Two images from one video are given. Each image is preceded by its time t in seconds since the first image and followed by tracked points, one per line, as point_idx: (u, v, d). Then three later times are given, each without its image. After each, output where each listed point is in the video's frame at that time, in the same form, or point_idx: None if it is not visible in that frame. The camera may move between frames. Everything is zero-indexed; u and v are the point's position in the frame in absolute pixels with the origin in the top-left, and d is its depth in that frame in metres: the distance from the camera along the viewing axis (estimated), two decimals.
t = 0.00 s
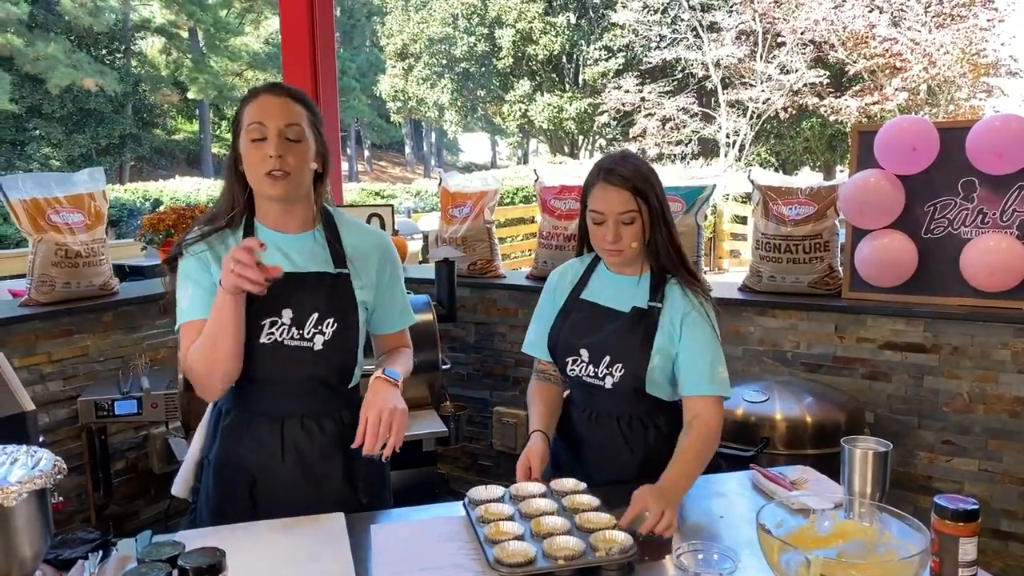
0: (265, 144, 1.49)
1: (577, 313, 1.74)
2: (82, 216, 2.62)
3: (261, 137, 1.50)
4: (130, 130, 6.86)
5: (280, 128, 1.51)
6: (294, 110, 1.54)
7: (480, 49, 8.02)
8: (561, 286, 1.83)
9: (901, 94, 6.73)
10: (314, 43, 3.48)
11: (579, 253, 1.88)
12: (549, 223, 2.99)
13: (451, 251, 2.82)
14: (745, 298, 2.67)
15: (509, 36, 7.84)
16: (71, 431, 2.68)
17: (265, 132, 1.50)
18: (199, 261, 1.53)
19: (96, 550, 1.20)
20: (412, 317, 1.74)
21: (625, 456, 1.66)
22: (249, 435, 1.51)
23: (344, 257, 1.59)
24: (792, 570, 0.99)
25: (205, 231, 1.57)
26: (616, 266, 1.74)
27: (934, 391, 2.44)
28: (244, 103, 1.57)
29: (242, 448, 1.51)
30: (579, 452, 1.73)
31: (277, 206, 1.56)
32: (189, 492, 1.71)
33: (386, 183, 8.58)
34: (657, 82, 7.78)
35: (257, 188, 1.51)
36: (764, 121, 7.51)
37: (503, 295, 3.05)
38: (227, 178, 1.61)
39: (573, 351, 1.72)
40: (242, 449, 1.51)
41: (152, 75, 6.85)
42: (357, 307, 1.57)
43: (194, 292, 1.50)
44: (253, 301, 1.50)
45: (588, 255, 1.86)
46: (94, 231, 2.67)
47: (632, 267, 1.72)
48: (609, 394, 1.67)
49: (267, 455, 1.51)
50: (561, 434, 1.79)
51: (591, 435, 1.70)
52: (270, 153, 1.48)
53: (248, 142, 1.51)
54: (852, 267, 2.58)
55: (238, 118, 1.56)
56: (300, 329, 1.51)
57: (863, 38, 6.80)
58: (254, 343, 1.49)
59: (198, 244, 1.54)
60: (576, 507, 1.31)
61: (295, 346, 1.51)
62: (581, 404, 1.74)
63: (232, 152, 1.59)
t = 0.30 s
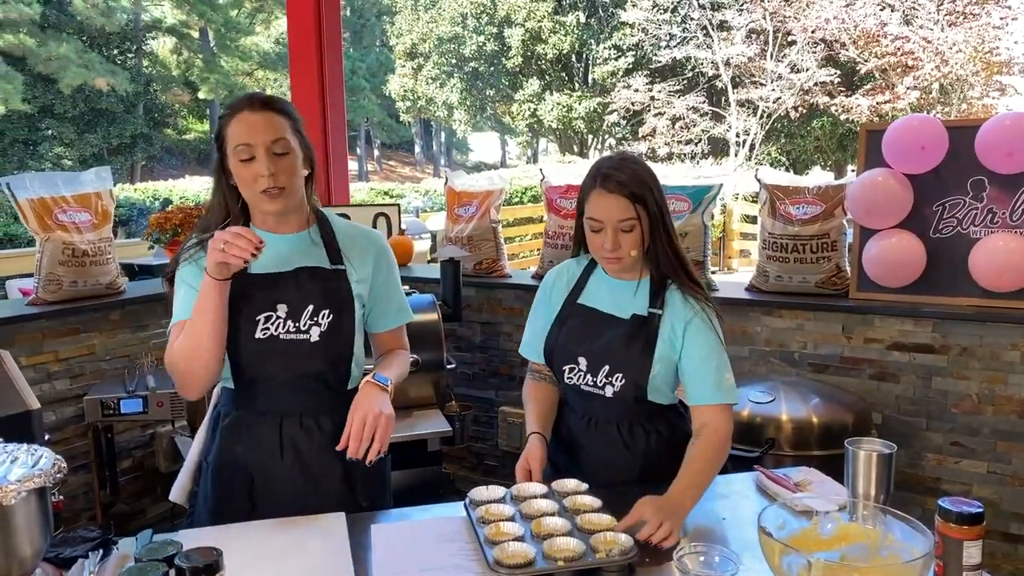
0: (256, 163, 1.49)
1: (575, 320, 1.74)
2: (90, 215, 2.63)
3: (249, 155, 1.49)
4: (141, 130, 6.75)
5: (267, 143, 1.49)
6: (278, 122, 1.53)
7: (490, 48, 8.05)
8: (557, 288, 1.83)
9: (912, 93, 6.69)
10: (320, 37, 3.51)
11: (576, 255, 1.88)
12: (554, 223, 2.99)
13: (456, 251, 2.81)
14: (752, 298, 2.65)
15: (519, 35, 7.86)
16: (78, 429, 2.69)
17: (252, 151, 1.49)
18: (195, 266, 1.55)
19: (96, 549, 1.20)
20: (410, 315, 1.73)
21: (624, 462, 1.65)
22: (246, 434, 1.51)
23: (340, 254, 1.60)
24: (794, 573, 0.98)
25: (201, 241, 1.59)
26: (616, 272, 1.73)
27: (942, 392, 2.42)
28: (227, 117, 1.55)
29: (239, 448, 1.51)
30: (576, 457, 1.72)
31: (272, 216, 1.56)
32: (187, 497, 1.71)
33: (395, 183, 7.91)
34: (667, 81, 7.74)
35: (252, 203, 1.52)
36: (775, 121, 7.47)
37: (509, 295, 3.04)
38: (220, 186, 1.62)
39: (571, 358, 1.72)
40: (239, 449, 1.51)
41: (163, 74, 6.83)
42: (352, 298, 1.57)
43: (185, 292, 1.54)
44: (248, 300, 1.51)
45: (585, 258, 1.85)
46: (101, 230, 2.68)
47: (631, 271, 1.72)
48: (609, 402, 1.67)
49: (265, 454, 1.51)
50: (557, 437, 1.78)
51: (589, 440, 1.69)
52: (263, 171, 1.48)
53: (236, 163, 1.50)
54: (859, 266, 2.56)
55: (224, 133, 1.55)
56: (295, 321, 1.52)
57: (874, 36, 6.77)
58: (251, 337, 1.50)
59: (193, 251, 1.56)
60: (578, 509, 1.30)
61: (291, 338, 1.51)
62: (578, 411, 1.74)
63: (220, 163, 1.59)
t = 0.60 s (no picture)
0: (248, 176, 1.50)
1: (576, 325, 1.74)
2: (99, 214, 2.64)
3: (241, 168, 1.50)
4: (155, 130, 6.86)
5: (259, 158, 1.50)
6: (269, 137, 1.53)
7: (501, 47, 7.92)
8: (561, 290, 1.83)
9: (926, 92, 6.58)
10: (329, 34, 3.51)
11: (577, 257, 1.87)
12: (562, 222, 2.99)
13: (464, 250, 2.81)
14: (761, 298, 2.63)
15: (530, 35, 7.80)
16: (88, 427, 2.71)
17: (244, 166, 1.50)
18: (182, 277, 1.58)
19: (100, 547, 1.20)
20: (399, 321, 1.72)
21: (626, 465, 1.65)
22: (230, 434, 1.53)
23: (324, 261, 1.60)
24: None
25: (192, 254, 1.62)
26: (619, 277, 1.72)
27: (953, 393, 2.39)
28: (218, 128, 1.55)
29: (224, 448, 1.53)
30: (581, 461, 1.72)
31: (262, 227, 1.58)
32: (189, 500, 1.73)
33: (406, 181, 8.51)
34: (678, 80, 7.69)
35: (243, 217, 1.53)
36: (786, 120, 7.45)
37: (517, 294, 3.04)
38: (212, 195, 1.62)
39: (575, 364, 1.72)
40: (224, 448, 1.53)
41: (176, 74, 6.82)
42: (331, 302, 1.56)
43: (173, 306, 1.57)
44: (227, 311, 1.52)
45: (588, 262, 1.84)
46: (110, 229, 2.69)
47: (633, 276, 1.71)
48: (619, 410, 1.66)
49: (245, 455, 1.52)
50: (561, 440, 1.78)
51: (593, 443, 1.69)
52: (255, 185, 1.49)
53: (228, 176, 1.51)
54: (869, 267, 2.54)
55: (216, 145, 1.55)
56: (273, 327, 1.52)
57: (888, 35, 6.68)
58: (231, 344, 1.50)
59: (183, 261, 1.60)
60: (581, 509, 1.29)
61: (269, 344, 1.51)
62: (582, 415, 1.73)
63: (212, 173, 1.59)
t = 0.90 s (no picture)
0: (255, 147, 1.50)
1: (583, 324, 1.73)
2: (110, 212, 2.65)
3: (248, 138, 1.50)
4: (168, 129, 6.75)
5: (265, 130, 1.51)
6: (280, 112, 1.54)
7: (512, 47, 7.88)
8: (567, 291, 1.83)
9: (940, 91, 6.49)
10: (339, 33, 3.52)
11: (582, 257, 1.87)
12: (571, 221, 3.00)
13: (472, 248, 2.82)
14: (770, 298, 2.62)
15: (541, 35, 7.74)
16: (97, 425, 2.73)
17: (250, 137, 1.50)
18: (184, 259, 1.59)
19: (106, 544, 1.21)
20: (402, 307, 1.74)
21: (632, 465, 1.64)
22: (232, 421, 1.54)
23: (328, 245, 1.61)
24: None
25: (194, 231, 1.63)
26: (626, 276, 1.72)
27: (964, 395, 2.37)
28: (232, 101, 1.56)
29: (225, 434, 1.54)
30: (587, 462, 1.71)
31: (264, 203, 1.58)
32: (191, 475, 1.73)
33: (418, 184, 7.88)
34: (690, 79, 7.66)
35: (246, 189, 1.53)
36: (799, 119, 7.39)
37: (525, 294, 3.03)
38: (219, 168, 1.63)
39: (581, 363, 1.71)
40: (225, 435, 1.54)
41: (188, 74, 6.72)
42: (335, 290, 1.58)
43: (174, 290, 1.57)
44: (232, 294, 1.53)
45: (594, 260, 1.84)
46: (121, 227, 2.70)
47: (639, 276, 1.71)
48: (627, 411, 1.65)
49: (247, 440, 1.53)
50: (567, 441, 1.77)
51: (598, 443, 1.68)
52: (259, 156, 1.50)
53: (234, 147, 1.52)
54: (880, 266, 2.52)
55: (226, 118, 1.56)
56: (278, 314, 1.53)
57: (901, 33, 6.63)
58: (238, 330, 1.52)
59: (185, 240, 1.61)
60: (586, 508, 1.29)
61: (274, 331, 1.52)
62: (588, 416, 1.73)
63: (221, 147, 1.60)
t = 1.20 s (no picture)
0: (303, 151, 1.55)
1: (592, 323, 1.73)
2: (122, 212, 2.67)
3: (296, 142, 1.55)
4: (181, 129, 5.90)
5: (313, 135, 1.57)
6: (318, 119, 1.60)
7: (524, 48, 7.72)
8: (573, 292, 1.82)
9: (955, 91, 6.41)
10: (349, 34, 3.53)
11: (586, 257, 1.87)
12: (580, 222, 3.00)
13: (481, 249, 2.82)
14: (779, 299, 2.61)
15: (553, 35, 7.65)
16: (109, 424, 2.75)
17: (299, 141, 1.55)
18: (193, 266, 1.59)
19: (114, 541, 1.22)
20: (415, 310, 1.83)
21: (638, 464, 1.64)
22: (257, 426, 1.59)
23: (344, 249, 1.66)
24: None
25: (208, 238, 1.61)
26: (634, 275, 1.73)
27: (975, 397, 2.35)
28: (258, 105, 1.58)
29: (249, 439, 1.58)
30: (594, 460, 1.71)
31: (289, 207, 1.61)
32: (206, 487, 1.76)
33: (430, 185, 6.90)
34: (703, 79, 7.61)
35: (282, 192, 1.56)
36: (813, 120, 7.23)
37: (534, 294, 3.03)
38: (230, 171, 1.62)
39: (590, 362, 1.71)
40: (250, 440, 1.58)
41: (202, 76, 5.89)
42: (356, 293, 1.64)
43: (184, 297, 1.59)
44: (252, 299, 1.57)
45: (599, 259, 1.84)
46: (132, 227, 2.72)
47: (649, 275, 1.71)
48: (637, 409, 1.65)
49: (273, 444, 1.58)
50: (575, 439, 1.77)
51: (605, 441, 1.69)
52: (310, 161, 1.55)
53: (278, 150, 1.54)
54: (890, 267, 2.50)
55: (255, 121, 1.57)
56: (299, 317, 1.58)
57: (916, 33, 6.61)
58: (259, 334, 1.57)
59: (194, 252, 1.60)
60: (591, 509, 1.29)
61: (297, 334, 1.58)
62: (595, 415, 1.73)
63: (236, 149, 1.59)
